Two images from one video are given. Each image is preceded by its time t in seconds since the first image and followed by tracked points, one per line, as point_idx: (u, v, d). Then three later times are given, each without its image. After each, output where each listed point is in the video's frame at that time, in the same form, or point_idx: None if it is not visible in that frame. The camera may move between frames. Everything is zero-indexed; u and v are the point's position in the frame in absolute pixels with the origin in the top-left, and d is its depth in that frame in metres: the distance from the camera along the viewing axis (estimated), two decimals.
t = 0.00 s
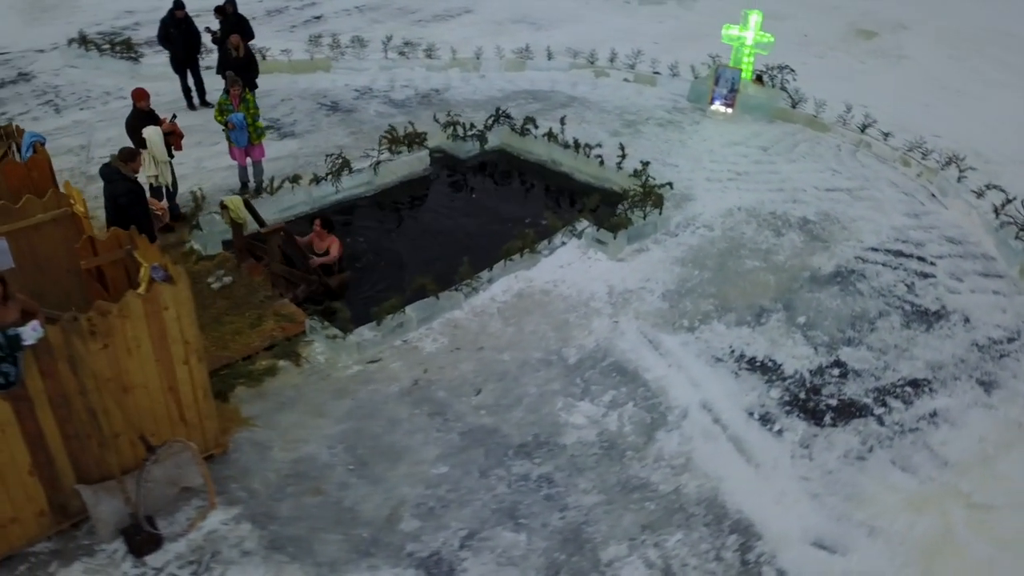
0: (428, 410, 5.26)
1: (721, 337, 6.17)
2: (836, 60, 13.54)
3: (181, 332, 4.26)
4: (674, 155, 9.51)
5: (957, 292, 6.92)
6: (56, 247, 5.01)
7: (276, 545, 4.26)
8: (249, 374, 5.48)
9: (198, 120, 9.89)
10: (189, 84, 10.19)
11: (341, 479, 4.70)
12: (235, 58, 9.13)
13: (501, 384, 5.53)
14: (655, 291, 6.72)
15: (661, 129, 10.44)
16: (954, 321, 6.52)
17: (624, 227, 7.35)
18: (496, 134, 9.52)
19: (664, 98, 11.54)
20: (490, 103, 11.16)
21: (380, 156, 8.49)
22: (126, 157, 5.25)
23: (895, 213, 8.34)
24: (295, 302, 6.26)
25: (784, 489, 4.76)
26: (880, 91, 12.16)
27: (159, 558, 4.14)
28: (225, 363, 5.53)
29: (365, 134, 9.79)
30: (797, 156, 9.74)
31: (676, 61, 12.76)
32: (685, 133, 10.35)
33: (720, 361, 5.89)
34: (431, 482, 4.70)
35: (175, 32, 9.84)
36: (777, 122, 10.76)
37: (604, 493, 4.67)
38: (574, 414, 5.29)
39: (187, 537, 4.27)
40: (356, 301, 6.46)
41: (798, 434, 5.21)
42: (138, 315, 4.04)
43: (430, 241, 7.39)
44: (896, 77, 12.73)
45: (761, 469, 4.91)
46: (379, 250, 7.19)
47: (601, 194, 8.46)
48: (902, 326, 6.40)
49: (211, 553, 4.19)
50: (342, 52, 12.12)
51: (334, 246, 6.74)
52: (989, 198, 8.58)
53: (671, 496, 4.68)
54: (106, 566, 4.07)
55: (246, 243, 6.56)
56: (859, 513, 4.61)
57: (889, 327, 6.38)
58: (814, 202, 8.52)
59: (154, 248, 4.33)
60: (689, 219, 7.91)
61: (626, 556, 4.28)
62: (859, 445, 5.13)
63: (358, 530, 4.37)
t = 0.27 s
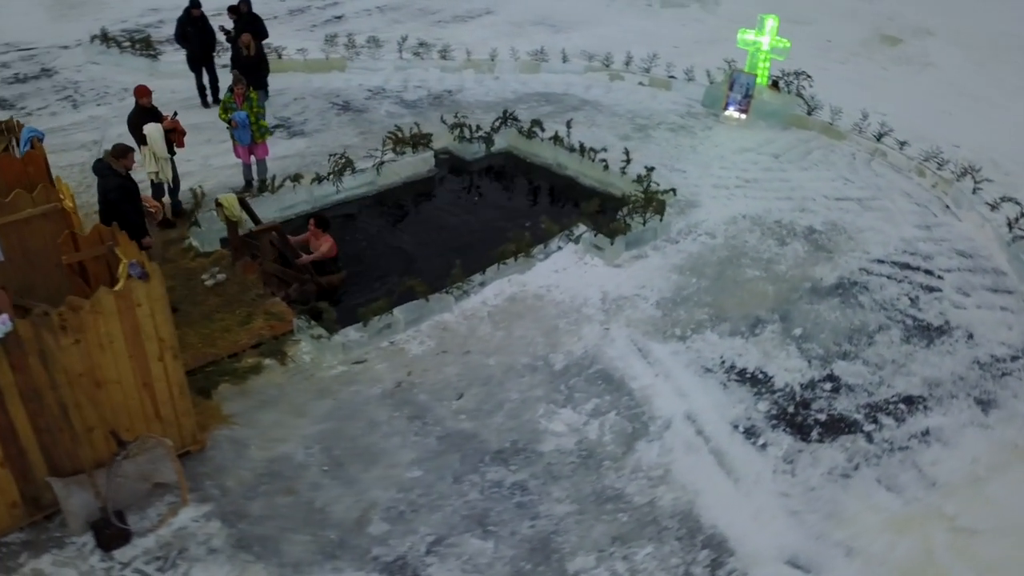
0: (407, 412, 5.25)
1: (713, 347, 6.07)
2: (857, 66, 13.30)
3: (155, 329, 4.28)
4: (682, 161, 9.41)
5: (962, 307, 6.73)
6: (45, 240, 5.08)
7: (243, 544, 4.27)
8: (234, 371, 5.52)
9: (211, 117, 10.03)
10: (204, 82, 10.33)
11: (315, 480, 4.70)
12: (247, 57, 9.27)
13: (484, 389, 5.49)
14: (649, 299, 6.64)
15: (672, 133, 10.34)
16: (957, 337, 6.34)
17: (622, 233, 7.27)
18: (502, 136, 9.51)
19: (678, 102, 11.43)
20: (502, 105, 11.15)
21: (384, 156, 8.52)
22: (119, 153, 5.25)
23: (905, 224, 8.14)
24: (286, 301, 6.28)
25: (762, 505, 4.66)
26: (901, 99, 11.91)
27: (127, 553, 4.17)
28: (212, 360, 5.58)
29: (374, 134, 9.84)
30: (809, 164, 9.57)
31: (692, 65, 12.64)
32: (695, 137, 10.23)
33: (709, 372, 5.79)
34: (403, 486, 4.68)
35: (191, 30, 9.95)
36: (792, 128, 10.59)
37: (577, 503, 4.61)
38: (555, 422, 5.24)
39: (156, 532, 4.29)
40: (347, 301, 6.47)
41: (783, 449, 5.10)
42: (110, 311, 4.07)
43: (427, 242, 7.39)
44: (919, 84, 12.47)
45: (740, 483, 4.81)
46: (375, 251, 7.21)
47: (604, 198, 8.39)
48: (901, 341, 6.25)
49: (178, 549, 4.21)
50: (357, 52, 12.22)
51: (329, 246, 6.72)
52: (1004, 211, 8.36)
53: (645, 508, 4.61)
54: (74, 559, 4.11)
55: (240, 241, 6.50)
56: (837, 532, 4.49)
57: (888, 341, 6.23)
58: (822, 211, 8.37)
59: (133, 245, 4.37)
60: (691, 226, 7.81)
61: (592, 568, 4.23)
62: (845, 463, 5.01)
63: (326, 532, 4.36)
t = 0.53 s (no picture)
0: (384, 415, 5.24)
1: (701, 359, 5.96)
2: (884, 73, 13.01)
3: (127, 325, 4.34)
4: (692, 167, 9.28)
5: (967, 325, 6.52)
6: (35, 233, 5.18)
7: (206, 540, 4.29)
8: (218, 367, 5.57)
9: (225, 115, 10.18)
10: (221, 80, 10.43)
11: (284, 479, 4.72)
12: (259, 55, 9.40)
13: (463, 394, 5.46)
14: (641, 307, 6.55)
15: (684, 139, 10.21)
16: (958, 355, 6.14)
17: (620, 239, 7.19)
18: (511, 139, 9.47)
19: (694, 108, 11.29)
20: (515, 108, 11.13)
21: (389, 157, 8.54)
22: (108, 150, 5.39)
23: (917, 237, 7.92)
24: (276, 299, 6.31)
25: (733, 523, 4.56)
26: (927, 108, 11.61)
27: (91, 545, 4.22)
28: (198, 355, 5.64)
29: (383, 134, 9.88)
30: (822, 173, 9.37)
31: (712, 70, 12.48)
32: (708, 144, 10.09)
33: (694, 384, 5.69)
34: (371, 488, 4.67)
35: (211, 28, 10.00)
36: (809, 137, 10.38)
37: (544, 513, 4.56)
38: (531, 429, 5.19)
39: (121, 525, 4.34)
40: (338, 300, 6.49)
41: (762, 466, 4.98)
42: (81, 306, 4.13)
43: (424, 244, 7.38)
44: (947, 94, 12.14)
45: (714, 500, 4.72)
46: (370, 252, 7.22)
47: (608, 204, 8.31)
48: (899, 358, 6.06)
49: (141, 543, 4.25)
50: (375, 52, 12.31)
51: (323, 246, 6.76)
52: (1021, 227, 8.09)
53: (612, 521, 4.53)
54: (39, 549, 4.17)
55: (235, 238, 6.55)
56: (809, 555, 4.37)
57: (885, 358, 6.05)
58: (831, 221, 8.18)
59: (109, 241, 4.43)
60: (693, 234, 7.68)
61: None
62: (825, 482, 4.87)
63: (289, 532, 4.37)
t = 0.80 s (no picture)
0: (362, 416, 5.24)
1: (690, 368, 5.87)
2: (906, 80, 12.75)
3: (103, 320, 4.38)
4: (699, 173, 9.16)
5: (970, 341, 6.34)
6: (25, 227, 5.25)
7: (174, 536, 4.32)
8: (203, 363, 5.61)
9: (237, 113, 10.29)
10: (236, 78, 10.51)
11: (257, 478, 4.73)
12: (270, 53, 9.52)
13: (444, 397, 5.44)
14: (633, 314, 6.48)
15: (694, 144, 10.10)
16: (957, 372, 5.97)
17: (616, 244, 7.12)
18: (517, 141, 9.45)
19: (707, 112, 11.16)
20: (526, 110, 11.10)
21: (392, 157, 8.57)
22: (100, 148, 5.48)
23: (926, 249, 7.73)
24: (268, 297, 6.36)
25: (706, 538, 4.48)
26: (948, 116, 11.34)
27: (61, 537, 4.27)
28: (185, 351, 5.68)
29: (391, 134, 9.91)
30: (833, 181, 9.19)
31: (728, 75, 12.34)
32: (718, 149, 9.96)
33: (680, 394, 5.60)
34: (343, 490, 4.66)
35: (226, 26, 10.00)
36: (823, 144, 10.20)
37: (514, 521, 4.51)
38: (509, 435, 5.14)
39: (93, 519, 4.39)
40: (328, 300, 6.51)
41: (742, 480, 4.88)
42: (55, 300, 4.18)
43: (420, 245, 7.40)
44: (971, 102, 11.85)
45: (688, 513, 4.64)
46: (366, 252, 7.24)
47: (610, 209, 8.24)
48: (894, 374, 5.91)
49: (111, 537, 4.29)
50: (390, 52, 12.37)
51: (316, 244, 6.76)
52: None
53: (583, 531, 4.48)
54: (10, 540, 4.23)
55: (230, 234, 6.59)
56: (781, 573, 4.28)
57: (880, 373, 5.90)
58: (837, 230, 8.02)
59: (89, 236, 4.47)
60: (694, 241, 7.58)
61: None
62: (805, 499, 4.77)
63: (257, 531, 4.38)
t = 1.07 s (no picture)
0: (342, 417, 5.24)
1: (677, 378, 5.78)
2: (930, 87, 12.46)
3: (80, 314, 4.44)
4: (706, 179, 9.05)
5: (971, 357, 6.16)
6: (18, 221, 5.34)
7: (144, 531, 4.35)
8: (190, 359, 5.66)
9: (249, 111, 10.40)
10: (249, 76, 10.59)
11: (231, 475, 4.75)
12: (280, 52, 9.58)
13: (425, 400, 5.42)
14: (625, 321, 6.41)
15: (704, 149, 9.98)
16: (955, 389, 5.81)
17: (612, 250, 7.05)
18: (524, 144, 9.41)
19: (720, 117, 11.02)
20: (537, 112, 11.06)
21: (395, 157, 8.59)
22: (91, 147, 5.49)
23: (934, 262, 7.54)
24: (260, 295, 6.40)
25: (677, 552, 4.40)
26: (971, 125, 11.06)
27: (34, 528, 4.33)
28: (172, 347, 5.74)
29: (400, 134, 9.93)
30: (845, 189, 9.01)
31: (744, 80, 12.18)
32: (729, 155, 9.83)
33: (664, 404, 5.52)
34: (315, 491, 4.67)
35: (240, 25, 10.08)
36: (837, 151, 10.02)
37: (483, 528, 4.48)
38: (487, 440, 5.11)
39: (67, 511, 4.44)
40: (319, 299, 6.54)
41: (720, 494, 4.79)
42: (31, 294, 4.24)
43: (416, 246, 7.40)
44: (996, 111, 11.55)
45: (661, 526, 4.56)
46: (362, 251, 7.27)
47: (611, 213, 8.16)
48: (889, 389, 5.76)
49: (82, 530, 4.34)
50: (405, 52, 12.43)
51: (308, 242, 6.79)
52: None
53: (551, 540, 4.43)
54: None
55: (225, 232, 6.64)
56: None
57: (874, 388, 5.76)
58: (843, 240, 7.86)
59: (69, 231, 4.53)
60: (693, 248, 7.48)
61: None
62: (783, 516, 4.66)
63: (226, 529, 4.40)
